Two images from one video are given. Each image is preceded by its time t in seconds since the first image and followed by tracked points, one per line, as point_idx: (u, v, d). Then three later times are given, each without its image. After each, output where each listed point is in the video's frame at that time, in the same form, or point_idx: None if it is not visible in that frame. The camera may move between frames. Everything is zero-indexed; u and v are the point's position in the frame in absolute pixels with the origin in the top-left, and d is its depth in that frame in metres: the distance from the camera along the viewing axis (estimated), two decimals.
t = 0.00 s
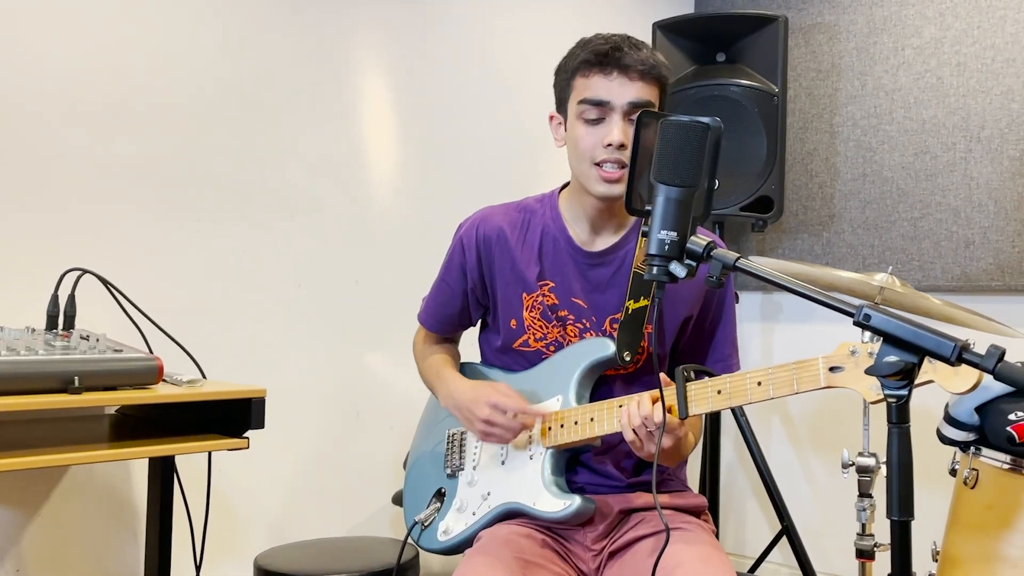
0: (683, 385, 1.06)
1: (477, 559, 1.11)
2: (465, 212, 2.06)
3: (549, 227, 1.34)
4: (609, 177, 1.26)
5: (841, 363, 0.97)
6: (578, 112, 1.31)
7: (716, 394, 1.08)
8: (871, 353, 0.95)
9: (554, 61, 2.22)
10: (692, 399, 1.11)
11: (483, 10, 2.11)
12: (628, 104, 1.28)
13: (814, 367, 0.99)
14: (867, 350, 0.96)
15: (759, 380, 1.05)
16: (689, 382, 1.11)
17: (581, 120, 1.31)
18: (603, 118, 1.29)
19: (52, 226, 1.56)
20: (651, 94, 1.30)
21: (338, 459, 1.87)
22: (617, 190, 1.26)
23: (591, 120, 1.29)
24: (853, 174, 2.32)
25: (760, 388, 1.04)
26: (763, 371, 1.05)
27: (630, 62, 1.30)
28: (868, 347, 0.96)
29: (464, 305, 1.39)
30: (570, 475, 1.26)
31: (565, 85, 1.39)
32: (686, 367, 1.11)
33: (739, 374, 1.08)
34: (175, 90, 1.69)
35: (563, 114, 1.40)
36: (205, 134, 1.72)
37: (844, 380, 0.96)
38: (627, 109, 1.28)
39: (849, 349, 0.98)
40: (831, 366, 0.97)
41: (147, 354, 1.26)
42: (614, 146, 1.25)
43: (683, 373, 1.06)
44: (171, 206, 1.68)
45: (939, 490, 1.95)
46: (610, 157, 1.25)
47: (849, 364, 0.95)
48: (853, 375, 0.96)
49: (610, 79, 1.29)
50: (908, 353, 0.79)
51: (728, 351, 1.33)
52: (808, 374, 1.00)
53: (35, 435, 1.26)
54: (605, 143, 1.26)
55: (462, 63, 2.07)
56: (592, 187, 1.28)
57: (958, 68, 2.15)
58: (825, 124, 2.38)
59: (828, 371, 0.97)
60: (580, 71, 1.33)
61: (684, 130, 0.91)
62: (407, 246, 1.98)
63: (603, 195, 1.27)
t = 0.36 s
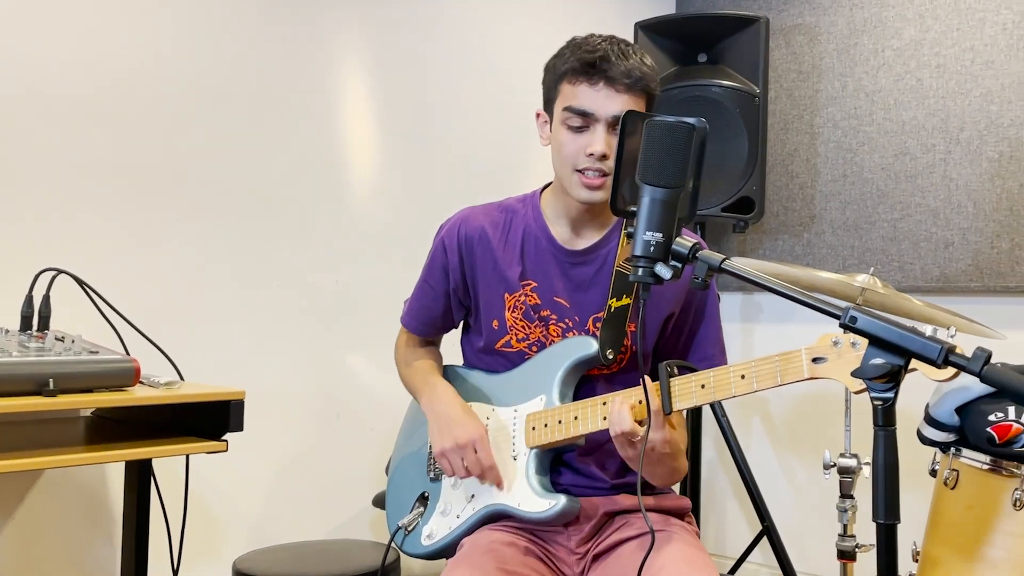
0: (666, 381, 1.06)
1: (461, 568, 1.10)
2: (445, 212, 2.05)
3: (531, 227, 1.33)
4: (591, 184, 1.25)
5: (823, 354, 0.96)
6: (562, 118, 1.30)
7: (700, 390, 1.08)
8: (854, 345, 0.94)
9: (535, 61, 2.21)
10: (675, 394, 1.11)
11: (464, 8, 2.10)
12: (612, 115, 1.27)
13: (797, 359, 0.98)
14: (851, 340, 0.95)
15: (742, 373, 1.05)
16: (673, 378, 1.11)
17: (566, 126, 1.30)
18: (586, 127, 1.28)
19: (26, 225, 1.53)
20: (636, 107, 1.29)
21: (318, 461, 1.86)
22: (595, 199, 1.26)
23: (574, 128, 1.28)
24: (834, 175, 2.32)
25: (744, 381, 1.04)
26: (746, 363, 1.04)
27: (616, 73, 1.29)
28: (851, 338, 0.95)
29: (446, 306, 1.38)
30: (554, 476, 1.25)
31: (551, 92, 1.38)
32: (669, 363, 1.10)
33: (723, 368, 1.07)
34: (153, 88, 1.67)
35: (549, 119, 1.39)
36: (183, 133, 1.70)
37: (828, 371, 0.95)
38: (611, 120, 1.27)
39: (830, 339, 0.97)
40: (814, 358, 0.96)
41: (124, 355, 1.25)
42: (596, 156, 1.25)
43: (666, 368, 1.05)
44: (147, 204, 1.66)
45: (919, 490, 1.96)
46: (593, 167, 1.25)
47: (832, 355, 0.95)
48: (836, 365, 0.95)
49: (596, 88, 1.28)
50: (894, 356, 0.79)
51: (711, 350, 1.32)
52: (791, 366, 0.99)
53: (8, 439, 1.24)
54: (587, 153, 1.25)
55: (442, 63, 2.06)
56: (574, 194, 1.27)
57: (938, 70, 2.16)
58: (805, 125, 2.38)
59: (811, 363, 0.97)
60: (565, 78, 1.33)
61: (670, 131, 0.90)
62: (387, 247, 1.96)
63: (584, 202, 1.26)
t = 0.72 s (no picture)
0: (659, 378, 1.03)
1: (450, 564, 1.09)
2: (429, 211, 2.04)
3: (517, 225, 1.33)
4: (574, 176, 1.25)
5: (814, 357, 0.97)
6: (548, 108, 1.30)
7: (691, 392, 1.08)
8: (845, 348, 0.95)
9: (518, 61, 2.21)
10: (666, 396, 1.10)
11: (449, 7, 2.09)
12: (598, 106, 1.27)
13: (789, 362, 0.99)
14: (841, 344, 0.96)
15: (733, 376, 1.05)
16: (662, 380, 1.11)
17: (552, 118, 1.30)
18: (571, 117, 1.27)
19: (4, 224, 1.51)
20: (622, 96, 1.28)
21: (300, 462, 1.84)
22: (578, 189, 1.25)
23: (559, 118, 1.28)
24: (814, 175, 2.33)
25: (735, 383, 1.04)
26: (737, 367, 1.04)
27: (603, 63, 1.28)
28: (842, 342, 0.96)
29: (430, 303, 1.37)
30: (540, 476, 1.25)
31: (541, 82, 1.38)
32: (658, 366, 1.10)
33: (714, 371, 1.07)
34: (135, 86, 1.65)
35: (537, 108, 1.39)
36: (165, 131, 1.68)
37: (819, 374, 0.96)
38: (596, 111, 1.26)
39: (822, 342, 0.98)
40: (805, 361, 0.97)
41: (106, 356, 1.23)
42: (577, 147, 1.24)
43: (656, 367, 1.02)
44: (128, 204, 1.64)
45: (900, 490, 1.97)
46: (575, 158, 1.25)
47: (824, 358, 0.95)
48: (827, 368, 0.96)
49: (582, 79, 1.28)
50: (889, 358, 0.79)
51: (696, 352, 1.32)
52: (783, 369, 1.00)
53: None
54: (568, 143, 1.25)
55: (427, 62, 2.05)
56: (556, 184, 1.27)
57: (917, 72, 2.18)
58: (786, 126, 2.39)
59: (802, 366, 0.97)
60: (554, 67, 1.32)
61: (662, 131, 0.90)
62: (370, 246, 1.95)
63: (566, 194, 1.26)
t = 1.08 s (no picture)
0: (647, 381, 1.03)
1: (436, 568, 1.09)
2: (409, 211, 2.04)
3: (504, 227, 1.33)
4: (557, 173, 1.24)
5: (801, 362, 0.98)
6: (528, 108, 1.30)
7: (678, 396, 1.08)
8: (831, 353, 0.96)
9: (497, 60, 2.21)
10: (653, 399, 1.11)
11: (429, 6, 2.08)
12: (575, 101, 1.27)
13: (775, 367, 1.00)
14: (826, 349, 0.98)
15: (719, 379, 1.06)
16: (649, 383, 1.11)
17: (532, 116, 1.30)
18: (550, 114, 1.27)
19: None
20: (599, 89, 1.28)
21: (279, 463, 1.83)
22: (563, 186, 1.24)
23: (539, 116, 1.28)
24: (791, 177, 2.35)
25: (722, 388, 1.05)
26: (724, 371, 1.05)
27: (577, 57, 1.28)
28: (828, 347, 0.97)
29: (417, 305, 1.36)
30: (525, 477, 1.25)
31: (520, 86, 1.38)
32: (646, 369, 1.11)
33: (700, 375, 1.08)
34: (115, 83, 1.63)
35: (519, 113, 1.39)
36: (144, 130, 1.67)
37: (805, 378, 0.97)
38: (573, 105, 1.26)
39: (808, 347, 0.99)
40: (792, 366, 0.98)
41: (86, 357, 1.22)
42: (558, 142, 1.24)
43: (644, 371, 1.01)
44: (107, 203, 1.62)
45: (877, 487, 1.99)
46: (556, 153, 1.24)
47: (811, 363, 0.97)
48: (815, 372, 0.97)
49: (558, 75, 1.28)
50: (878, 357, 0.80)
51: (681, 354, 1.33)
52: (769, 373, 1.01)
53: None
54: (549, 139, 1.24)
55: (407, 62, 2.04)
56: (540, 183, 1.26)
57: (893, 74, 2.20)
58: (763, 127, 2.41)
59: (789, 371, 0.99)
60: (530, 68, 1.33)
61: (651, 132, 0.90)
62: (351, 246, 1.94)
63: (550, 192, 1.25)
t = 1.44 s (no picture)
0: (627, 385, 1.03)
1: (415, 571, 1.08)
2: (385, 211, 2.03)
3: (486, 229, 1.32)
4: (536, 171, 1.24)
5: (782, 364, 0.98)
6: (508, 105, 1.29)
7: (659, 398, 1.08)
8: (813, 355, 0.96)
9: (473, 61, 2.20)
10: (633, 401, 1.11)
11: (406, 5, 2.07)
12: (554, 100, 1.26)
13: (756, 369, 1.00)
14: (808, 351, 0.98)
15: (700, 382, 1.06)
16: (630, 386, 1.11)
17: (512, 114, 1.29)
18: (530, 112, 1.27)
19: None
20: (579, 88, 1.27)
21: (255, 465, 1.82)
22: (541, 184, 1.24)
23: (518, 114, 1.28)
24: (766, 178, 2.36)
25: (703, 390, 1.05)
26: (704, 373, 1.05)
27: (557, 56, 1.28)
28: (809, 349, 0.97)
29: (398, 307, 1.35)
30: (506, 481, 1.25)
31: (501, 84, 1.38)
32: (626, 371, 1.10)
33: (681, 378, 1.08)
34: (89, 80, 1.61)
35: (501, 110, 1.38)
36: (119, 129, 1.64)
37: (786, 381, 0.97)
38: (552, 104, 1.26)
39: (789, 349, 0.99)
40: (773, 368, 0.99)
41: (61, 359, 1.20)
42: (537, 140, 1.24)
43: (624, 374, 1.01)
44: (81, 202, 1.60)
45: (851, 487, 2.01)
46: (536, 152, 1.24)
47: (792, 366, 0.97)
48: (796, 374, 0.97)
49: (537, 73, 1.27)
50: (862, 359, 0.80)
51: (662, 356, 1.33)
52: (750, 377, 1.01)
53: None
54: (528, 137, 1.24)
55: (384, 62, 2.03)
56: (520, 181, 1.26)
57: (866, 77, 2.22)
58: (738, 128, 2.42)
59: (770, 373, 0.99)
60: (511, 66, 1.32)
61: (635, 134, 0.91)
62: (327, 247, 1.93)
63: (529, 190, 1.25)
